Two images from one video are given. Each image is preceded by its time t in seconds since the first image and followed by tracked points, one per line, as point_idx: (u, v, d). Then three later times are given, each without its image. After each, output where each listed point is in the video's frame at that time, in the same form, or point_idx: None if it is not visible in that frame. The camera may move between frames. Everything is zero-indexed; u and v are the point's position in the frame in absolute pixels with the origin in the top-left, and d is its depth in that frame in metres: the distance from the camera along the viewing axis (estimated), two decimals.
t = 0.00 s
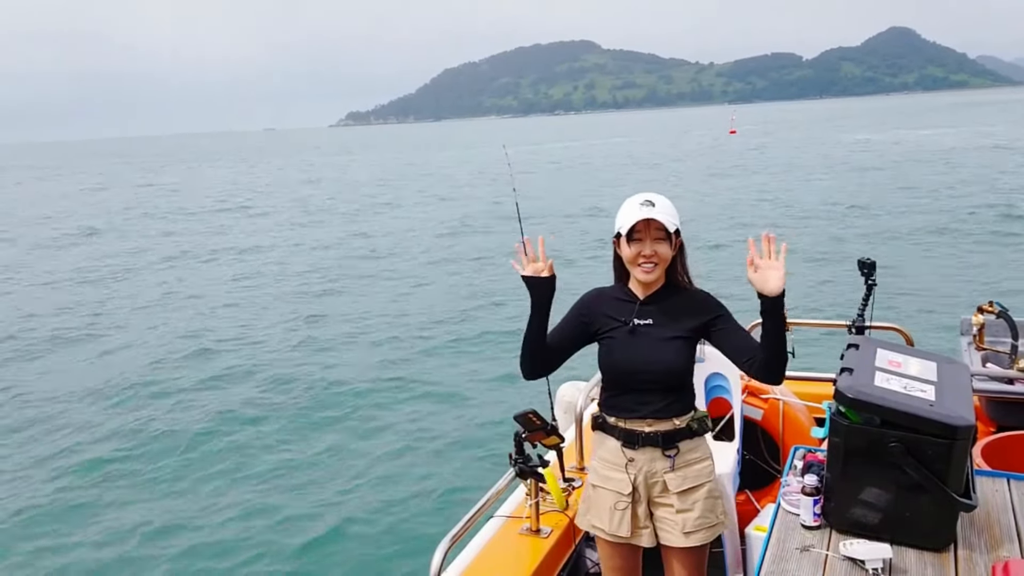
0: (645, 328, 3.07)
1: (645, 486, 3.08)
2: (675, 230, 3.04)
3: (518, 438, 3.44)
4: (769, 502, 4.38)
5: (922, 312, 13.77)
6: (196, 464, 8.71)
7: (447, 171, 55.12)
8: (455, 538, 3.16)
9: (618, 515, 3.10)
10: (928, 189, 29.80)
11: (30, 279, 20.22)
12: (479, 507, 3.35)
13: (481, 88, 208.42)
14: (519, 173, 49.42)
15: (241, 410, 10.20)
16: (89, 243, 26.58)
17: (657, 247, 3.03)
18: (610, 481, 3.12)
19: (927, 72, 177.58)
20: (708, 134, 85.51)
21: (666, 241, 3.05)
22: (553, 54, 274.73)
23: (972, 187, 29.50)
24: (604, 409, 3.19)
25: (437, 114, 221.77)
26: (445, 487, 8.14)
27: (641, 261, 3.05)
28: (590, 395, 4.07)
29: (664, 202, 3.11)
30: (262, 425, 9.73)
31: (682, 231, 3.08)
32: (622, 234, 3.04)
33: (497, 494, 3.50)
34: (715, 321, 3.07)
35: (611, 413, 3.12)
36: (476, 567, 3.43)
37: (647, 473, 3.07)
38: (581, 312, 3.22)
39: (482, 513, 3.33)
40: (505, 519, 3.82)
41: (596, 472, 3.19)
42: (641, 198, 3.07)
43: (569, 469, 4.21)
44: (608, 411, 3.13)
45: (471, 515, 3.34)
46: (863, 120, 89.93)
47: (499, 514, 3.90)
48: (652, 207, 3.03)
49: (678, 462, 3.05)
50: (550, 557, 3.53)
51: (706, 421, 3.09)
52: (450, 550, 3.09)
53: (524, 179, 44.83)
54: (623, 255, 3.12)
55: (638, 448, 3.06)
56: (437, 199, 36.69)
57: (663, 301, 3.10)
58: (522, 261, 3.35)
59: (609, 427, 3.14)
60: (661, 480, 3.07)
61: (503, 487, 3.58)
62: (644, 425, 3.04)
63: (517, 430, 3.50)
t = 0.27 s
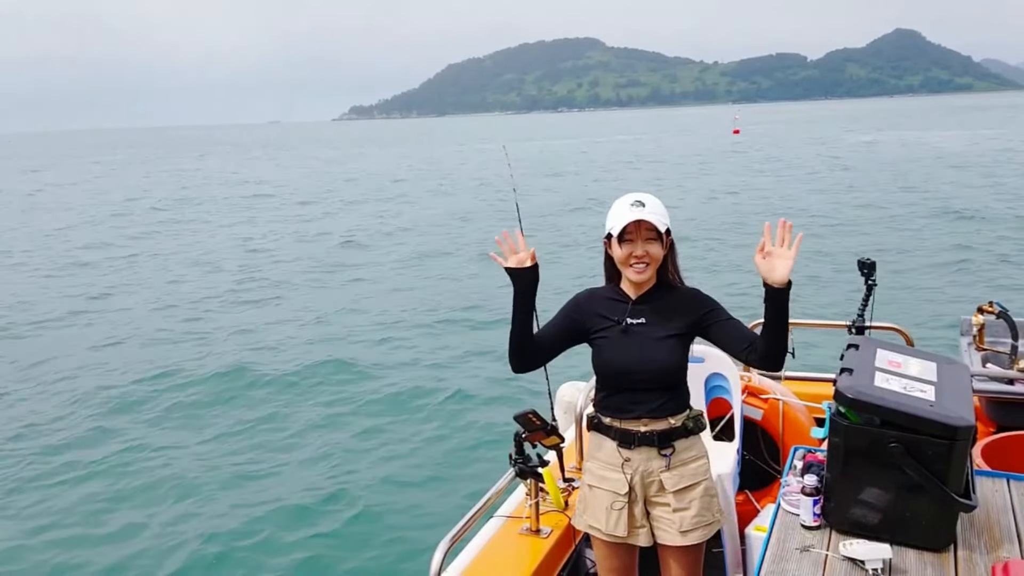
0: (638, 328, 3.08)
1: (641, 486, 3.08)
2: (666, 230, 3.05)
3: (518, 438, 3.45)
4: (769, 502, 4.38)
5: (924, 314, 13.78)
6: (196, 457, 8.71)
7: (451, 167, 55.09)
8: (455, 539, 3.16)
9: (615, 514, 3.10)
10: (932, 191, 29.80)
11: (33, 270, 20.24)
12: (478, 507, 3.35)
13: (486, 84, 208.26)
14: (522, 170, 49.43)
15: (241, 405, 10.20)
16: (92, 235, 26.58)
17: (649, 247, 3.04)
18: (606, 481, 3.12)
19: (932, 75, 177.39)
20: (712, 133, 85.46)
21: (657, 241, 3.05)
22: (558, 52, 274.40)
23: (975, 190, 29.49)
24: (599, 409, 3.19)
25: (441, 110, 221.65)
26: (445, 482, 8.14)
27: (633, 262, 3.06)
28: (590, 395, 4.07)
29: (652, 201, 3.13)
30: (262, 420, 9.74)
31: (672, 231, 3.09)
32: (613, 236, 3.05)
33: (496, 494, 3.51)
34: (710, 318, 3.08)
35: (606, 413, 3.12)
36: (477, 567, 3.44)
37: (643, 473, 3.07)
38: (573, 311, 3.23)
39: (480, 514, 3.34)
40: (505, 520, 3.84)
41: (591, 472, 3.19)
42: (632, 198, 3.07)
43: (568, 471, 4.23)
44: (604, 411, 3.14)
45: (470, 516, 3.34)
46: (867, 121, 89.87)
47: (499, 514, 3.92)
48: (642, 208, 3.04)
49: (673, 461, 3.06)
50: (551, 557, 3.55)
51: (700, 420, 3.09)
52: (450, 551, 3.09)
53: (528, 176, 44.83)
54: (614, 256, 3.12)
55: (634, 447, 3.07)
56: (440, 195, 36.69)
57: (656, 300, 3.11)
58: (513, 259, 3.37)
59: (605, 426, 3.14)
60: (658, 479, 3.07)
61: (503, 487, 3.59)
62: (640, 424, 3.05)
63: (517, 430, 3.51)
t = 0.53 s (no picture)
0: (636, 328, 3.10)
1: (642, 487, 3.10)
2: (661, 229, 3.07)
3: (518, 438, 3.45)
4: (769, 502, 4.39)
5: (922, 316, 13.82)
6: (195, 449, 8.72)
7: (451, 163, 55.04)
8: (455, 539, 3.16)
9: (615, 515, 3.12)
10: (930, 195, 29.87)
11: (31, 259, 20.17)
12: (477, 507, 3.34)
13: (488, 80, 208.13)
14: (522, 167, 49.40)
15: (241, 398, 10.20)
16: (90, 225, 26.51)
17: (645, 247, 3.06)
18: (607, 482, 3.14)
19: (934, 80, 177.52)
20: (713, 133, 85.47)
21: (653, 241, 3.07)
22: (561, 49, 274.22)
23: (974, 195, 29.58)
24: (599, 409, 3.21)
25: (443, 105, 221.45)
26: (444, 476, 8.15)
27: (629, 262, 3.07)
28: (589, 395, 4.06)
29: (647, 201, 3.14)
30: (261, 413, 9.74)
31: (667, 230, 3.10)
32: (608, 237, 3.06)
33: (496, 493, 3.49)
34: (709, 315, 3.09)
35: (606, 414, 3.14)
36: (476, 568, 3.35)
37: (644, 473, 3.09)
38: (571, 311, 3.24)
39: (480, 513, 3.33)
40: (504, 519, 3.73)
41: (592, 472, 3.20)
42: (626, 198, 3.09)
43: (568, 469, 4.14)
44: (605, 411, 3.16)
45: (469, 516, 3.33)
46: (868, 124, 89.95)
47: (499, 515, 3.81)
48: (637, 208, 3.05)
49: (673, 461, 3.07)
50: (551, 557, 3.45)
51: (701, 420, 3.11)
52: (450, 551, 3.09)
53: (528, 173, 44.80)
54: (610, 257, 3.14)
55: (635, 448, 3.08)
56: (440, 191, 36.65)
57: (654, 299, 3.12)
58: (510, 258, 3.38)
59: (606, 427, 3.15)
60: (658, 479, 3.09)
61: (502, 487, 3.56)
62: (640, 425, 3.07)
63: (517, 429, 3.51)
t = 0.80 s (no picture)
0: (642, 328, 3.10)
1: (647, 490, 3.10)
2: (665, 230, 3.06)
3: (518, 438, 3.44)
4: (769, 503, 4.38)
5: (921, 317, 13.82)
6: (194, 447, 8.71)
7: (452, 159, 55.00)
8: (455, 539, 3.15)
9: (620, 517, 3.12)
10: (931, 197, 29.86)
11: (30, 252, 20.15)
12: (477, 507, 3.33)
13: (490, 77, 208.01)
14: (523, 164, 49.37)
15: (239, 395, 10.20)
16: (89, 218, 26.47)
17: (649, 248, 3.06)
18: (611, 484, 3.14)
19: (938, 81, 177.35)
20: (715, 132, 85.45)
21: (657, 242, 3.07)
22: (563, 47, 274.04)
23: (974, 197, 29.59)
24: (603, 410, 3.21)
25: (445, 102, 221.31)
26: (442, 475, 8.15)
27: (634, 263, 3.07)
28: (590, 395, 4.05)
29: (651, 202, 3.13)
30: (259, 410, 9.73)
31: (671, 230, 3.10)
32: (612, 238, 3.06)
33: (497, 493, 3.48)
34: (714, 316, 3.08)
35: (611, 415, 3.14)
36: (476, 568, 3.35)
37: (649, 475, 3.10)
38: (577, 312, 3.24)
39: (481, 513, 3.32)
40: (504, 520, 3.71)
41: (597, 474, 3.19)
42: (629, 199, 3.09)
43: (568, 469, 4.10)
44: (610, 412, 3.15)
45: (470, 516, 3.31)
46: (870, 125, 89.93)
47: (498, 514, 3.80)
48: (640, 209, 3.05)
49: (679, 464, 3.08)
50: (551, 557, 3.44)
51: (706, 422, 3.11)
52: (450, 551, 3.09)
53: (529, 170, 44.77)
54: (614, 258, 3.14)
55: (639, 450, 3.09)
56: (440, 187, 36.62)
57: (658, 300, 3.12)
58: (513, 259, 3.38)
59: (612, 428, 3.15)
60: (663, 481, 3.09)
61: (502, 486, 3.55)
62: (645, 427, 3.07)
63: (517, 429, 3.51)
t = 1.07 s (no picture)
0: (649, 329, 3.10)
1: (653, 491, 3.10)
2: (674, 231, 3.06)
3: (518, 438, 3.45)
4: (769, 503, 4.39)
5: (922, 316, 13.81)
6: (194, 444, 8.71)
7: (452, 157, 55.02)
8: (456, 539, 3.15)
9: (626, 518, 3.12)
10: (932, 196, 29.84)
11: (30, 248, 20.20)
12: (479, 507, 3.33)
13: (492, 75, 208.05)
14: (525, 162, 49.41)
15: (239, 392, 10.20)
16: (90, 215, 26.49)
17: (657, 249, 3.06)
18: (617, 484, 3.14)
19: (941, 80, 177.09)
20: (717, 131, 85.44)
21: (666, 243, 3.07)
22: (566, 45, 274.01)
23: (976, 196, 29.57)
24: (608, 411, 3.21)
25: (447, 100, 221.35)
26: (442, 475, 8.16)
27: (642, 264, 3.07)
28: (591, 395, 4.05)
29: (660, 202, 3.14)
30: (258, 408, 9.74)
31: (681, 231, 3.10)
32: (621, 238, 3.06)
33: (498, 493, 3.48)
34: (723, 318, 3.08)
35: (616, 416, 3.14)
36: (477, 567, 3.36)
37: (654, 476, 3.10)
38: (584, 312, 3.25)
39: (483, 512, 3.33)
40: (505, 520, 3.71)
41: (601, 475, 3.20)
42: (638, 199, 3.09)
43: (569, 469, 4.10)
44: (615, 412, 3.16)
45: (472, 515, 3.31)
46: (872, 125, 89.90)
47: (499, 514, 3.80)
48: (649, 210, 3.05)
49: (684, 465, 3.08)
50: (552, 557, 3.44)
51: (712, 423, 3.12)
52: (451, 551, 3.09)
53: (530, 168, 44.79)
54: (622, 259, 3.14)
55: (645, 451, 3.09)
56: (440, 185, 36.63)
57: (665, 300, 3.12)
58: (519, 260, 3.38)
59: (618, 428, 3.15)
60: (668, 482, 3.09)
61: (503, 486, 3.55)
62: (651, 428, 3.07)
63: (518, 429, 3.51)
